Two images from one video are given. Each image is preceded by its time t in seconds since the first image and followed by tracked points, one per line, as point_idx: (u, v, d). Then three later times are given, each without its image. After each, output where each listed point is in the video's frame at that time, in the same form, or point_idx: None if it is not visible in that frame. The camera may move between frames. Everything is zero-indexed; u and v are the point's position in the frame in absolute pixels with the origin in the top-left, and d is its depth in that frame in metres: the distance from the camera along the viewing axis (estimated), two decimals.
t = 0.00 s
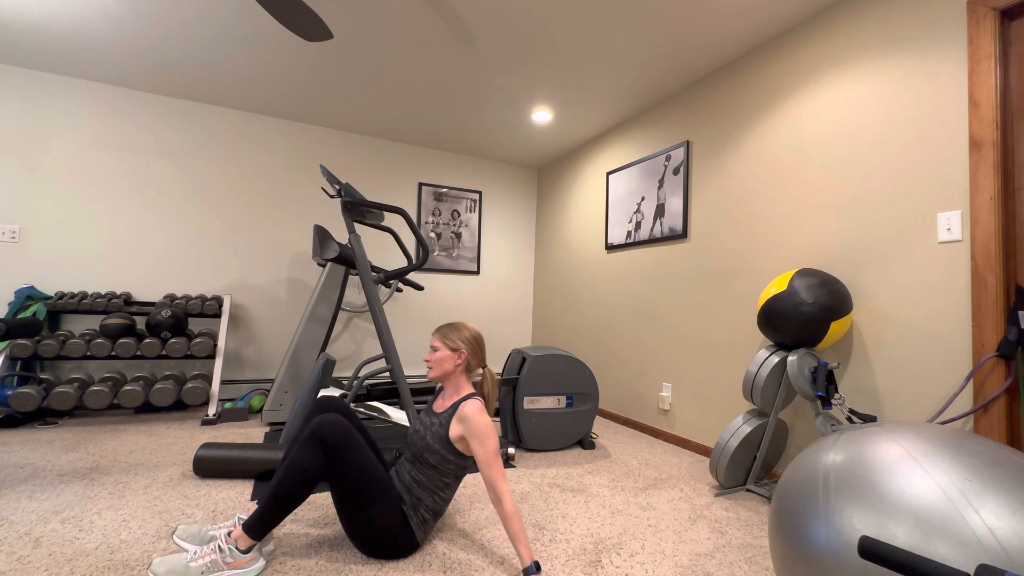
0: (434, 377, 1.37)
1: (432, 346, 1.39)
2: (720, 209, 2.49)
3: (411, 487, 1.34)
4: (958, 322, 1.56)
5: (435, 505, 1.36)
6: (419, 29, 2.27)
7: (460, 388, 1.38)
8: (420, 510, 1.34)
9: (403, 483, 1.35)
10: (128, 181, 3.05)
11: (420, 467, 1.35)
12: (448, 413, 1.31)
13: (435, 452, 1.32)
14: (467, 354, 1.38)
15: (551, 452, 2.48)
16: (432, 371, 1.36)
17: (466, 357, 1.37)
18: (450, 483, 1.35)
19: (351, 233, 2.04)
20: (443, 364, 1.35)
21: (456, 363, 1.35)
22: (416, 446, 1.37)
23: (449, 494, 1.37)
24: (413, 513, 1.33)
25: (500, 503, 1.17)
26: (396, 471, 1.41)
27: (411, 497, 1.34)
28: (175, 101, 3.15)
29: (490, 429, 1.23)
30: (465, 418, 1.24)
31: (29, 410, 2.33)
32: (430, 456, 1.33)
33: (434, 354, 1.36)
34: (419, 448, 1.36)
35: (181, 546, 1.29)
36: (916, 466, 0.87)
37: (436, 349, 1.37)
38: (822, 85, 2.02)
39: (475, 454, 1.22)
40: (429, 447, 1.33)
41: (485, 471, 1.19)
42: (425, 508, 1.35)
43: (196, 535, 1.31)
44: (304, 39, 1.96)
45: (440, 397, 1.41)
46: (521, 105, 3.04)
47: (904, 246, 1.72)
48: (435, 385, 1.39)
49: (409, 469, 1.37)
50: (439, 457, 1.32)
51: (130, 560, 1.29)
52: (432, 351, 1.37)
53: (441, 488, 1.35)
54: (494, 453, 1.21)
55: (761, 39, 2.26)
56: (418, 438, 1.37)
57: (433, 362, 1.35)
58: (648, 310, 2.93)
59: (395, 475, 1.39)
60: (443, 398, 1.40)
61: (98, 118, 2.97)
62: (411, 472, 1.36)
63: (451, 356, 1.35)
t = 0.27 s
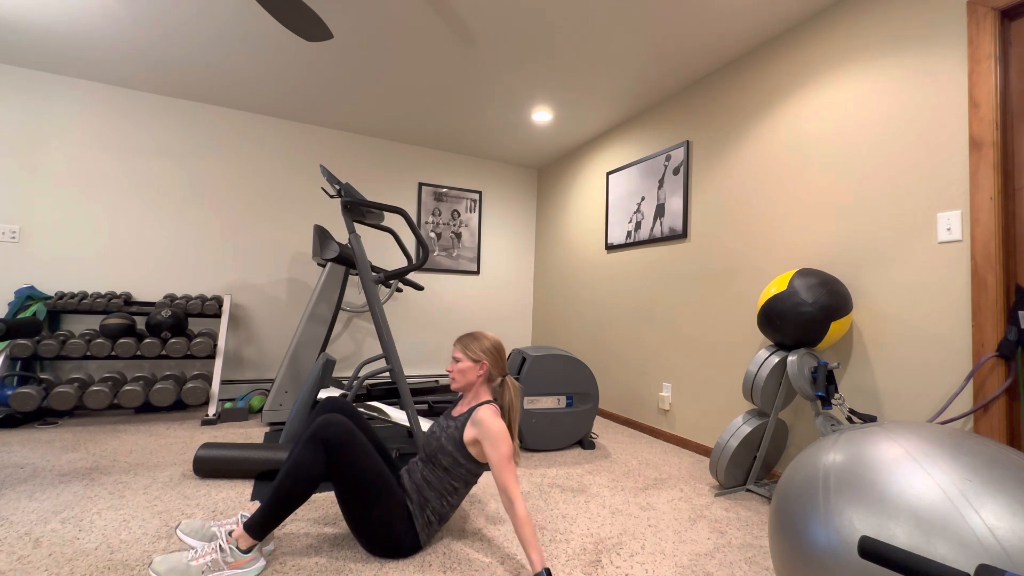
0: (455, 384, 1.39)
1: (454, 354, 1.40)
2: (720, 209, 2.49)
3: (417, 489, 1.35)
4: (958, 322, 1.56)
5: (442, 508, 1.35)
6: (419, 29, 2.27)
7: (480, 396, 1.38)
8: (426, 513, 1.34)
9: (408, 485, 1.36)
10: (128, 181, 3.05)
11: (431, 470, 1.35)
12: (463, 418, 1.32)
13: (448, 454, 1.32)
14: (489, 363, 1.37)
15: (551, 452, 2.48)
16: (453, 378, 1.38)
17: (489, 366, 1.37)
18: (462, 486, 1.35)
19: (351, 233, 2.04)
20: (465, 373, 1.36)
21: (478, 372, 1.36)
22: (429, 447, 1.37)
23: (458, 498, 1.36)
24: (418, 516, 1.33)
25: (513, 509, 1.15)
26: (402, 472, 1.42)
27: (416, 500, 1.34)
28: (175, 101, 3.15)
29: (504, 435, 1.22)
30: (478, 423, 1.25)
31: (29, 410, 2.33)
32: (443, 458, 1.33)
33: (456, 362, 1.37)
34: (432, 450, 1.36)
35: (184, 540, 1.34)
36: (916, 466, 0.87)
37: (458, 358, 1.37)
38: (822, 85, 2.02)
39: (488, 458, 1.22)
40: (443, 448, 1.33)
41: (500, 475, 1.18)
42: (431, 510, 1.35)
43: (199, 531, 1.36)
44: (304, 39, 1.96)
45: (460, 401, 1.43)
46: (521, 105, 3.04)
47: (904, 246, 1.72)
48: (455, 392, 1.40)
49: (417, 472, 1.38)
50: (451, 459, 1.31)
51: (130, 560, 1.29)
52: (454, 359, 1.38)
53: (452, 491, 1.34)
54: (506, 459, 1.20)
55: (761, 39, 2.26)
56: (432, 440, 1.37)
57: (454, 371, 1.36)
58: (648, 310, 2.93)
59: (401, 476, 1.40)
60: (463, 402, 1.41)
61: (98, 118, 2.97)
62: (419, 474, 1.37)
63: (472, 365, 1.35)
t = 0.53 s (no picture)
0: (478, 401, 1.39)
1: (478, 373, 1.39)
2: (720, 209, 2.49)
3: (427, 487, 1.34)
4: (958, 322, 1.56)
5: (450, 508, 1.36)
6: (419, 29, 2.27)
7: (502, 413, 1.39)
8: (434, 512, 1.34)
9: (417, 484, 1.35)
10: (128, 181, 3.05)
11: (445, 471, 1.36)
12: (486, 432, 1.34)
13: (467, 456, 1.34)
14: (512, 382, 1.37)
15: (551, 452, 2.48)
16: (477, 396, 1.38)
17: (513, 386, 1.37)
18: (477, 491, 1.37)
19: (351, 233, 2.04)
20: (489, 391, 1.36)
21: (502, 391, 1.36)
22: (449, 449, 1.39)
23: (467, 503, 1.38)
24: (426, 515, 1.33)
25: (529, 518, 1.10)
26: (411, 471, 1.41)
27: (425, 498, 1.34)
28: (175, 101, 3.15)
29: (526, 449, 1.23)
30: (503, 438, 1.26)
31: (29, 410, 2.33)
32: (460, 461, 1.35)
33: (480, 382, 1.37)
34: (449, 453, 1.38)
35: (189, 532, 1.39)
36: (916, 466, 0.87)
37: (482, 378, 1.37)
38: (822, 85, 2.02)
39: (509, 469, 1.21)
40: (463, 451, 1.36)
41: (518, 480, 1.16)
42: (440, 510, 1.35)
43: (203, 525, 1.40)
44: (304, 39, 1.96)
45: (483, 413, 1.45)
46: (521, 105, 3.04)
47: (904, 246, 1.72)
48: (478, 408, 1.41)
49: (428, 471, 1.38)
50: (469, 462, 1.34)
51: (130, 560, 1.29)
52: (478, 379, 1.37)
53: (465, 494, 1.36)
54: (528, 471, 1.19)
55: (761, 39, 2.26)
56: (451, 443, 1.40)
57: (477, 389, 1.36)
58: (648, 309, 2.93)
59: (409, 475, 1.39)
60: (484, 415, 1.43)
61: (98, 118, 2.97)
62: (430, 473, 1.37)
63: (496, 385, 1.35)
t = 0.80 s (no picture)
0: (501, 424, 1.51)
1: (501, 399, 1.50)
2: (720, 209, 2.49)
3: (439, 486, 1.38)
4: (958, 322, 1.56)
5: (459, 511, 1.40)
6: (419, 29, 2.27)
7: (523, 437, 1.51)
8: (441, 514, 1.37)
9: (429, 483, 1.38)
10: (129, 181, 3.05)
11: (462, 474, 1.43)
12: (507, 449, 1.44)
13: (488, 464, 1.46)
14: (533, 408, 1.48)
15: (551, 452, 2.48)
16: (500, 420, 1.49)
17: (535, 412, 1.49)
18: (490, 499, 1.45)
19: (351, 233, 2.04)
20: (511, 415, 1.47)
21: (523, 416, 1.48)
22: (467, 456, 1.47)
23: (475, 511, 1.44)
24: (434, 514, 1.35)
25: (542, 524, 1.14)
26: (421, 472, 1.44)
27: (435, 498, 1.37)
28: (175, 101, 3.15)
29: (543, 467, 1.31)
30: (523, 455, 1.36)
31: (29, 410, 2.33)
32: (479, 468, 1.45)
33: (502, 407, 1.48)
34: (469, 459, 1.47)
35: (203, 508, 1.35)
36: (916, 466, 0.87)
37: (504, 403, 1.48)
38: (822, 85, 2.02)
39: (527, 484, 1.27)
40: (485, 458, 1.47)
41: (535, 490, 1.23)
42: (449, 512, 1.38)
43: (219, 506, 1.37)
44: (304, 39, 1.96)
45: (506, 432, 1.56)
46: (521, 105, 3.04)
47: (904, 246, 1.72)
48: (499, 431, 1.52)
49: (443, 471, 1.43)
50: (486, 470, 1.45)
51: (130, 560, 1.29)
52: (501, 404, 1.49)
53: (478, 499, 1.43)
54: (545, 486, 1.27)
55: (762, 39, 2.26)
56: (472, 450, 1.50)
57: (500, 414, 1.48)
58: (648, 310, 2.93)
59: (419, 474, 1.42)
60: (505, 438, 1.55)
61: (98, 118, 2.97)
62: (444, 474, 1.42)
63: (519, 410, 1.47)
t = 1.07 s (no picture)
0: (519, 445, 1.62)
1: (525, 421, 1.62)
2: (720, 209, 2.49)
3: (450, 490, 1.41)
4: (958, 322, 1.56)
5: (467, 517, 1.42)
6: (420, 29, 2.27)
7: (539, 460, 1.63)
8: (448, 517, 1.38)
9: (440, 485, 1.41)
10: (130, 181, 3.05)
11: (477, 481, 1.47)
12: (524, 469, 1.54)
13: (506, 478, 1.50)
14: (553, 436, 1.60)
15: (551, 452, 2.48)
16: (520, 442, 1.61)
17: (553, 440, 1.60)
18: (500, 510, 1.48)
19: (351, 233, 2.04)
20: (531, 438, 1.59)
21: (542, 441, 1.59)
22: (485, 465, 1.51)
23: (478, 522, 1.46)
24: (442, 515, 1.37)
25: (547, 538, 1.25)
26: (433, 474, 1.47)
27: (445, 501, 1.39)
28: (175, 101, 3.15)
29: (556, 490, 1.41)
30: (539, 475, 1.47)
31: (29, 410, 2.33)
32: (496, 480, 1.49)
33: (525, 429, 1.60)
34: (487, 469, 1.51)
35: (218, 497, 1.39)
36: (916, 467, 0.87)
37: (527, 425, 1.60)
38: (822, 85, 2.02)
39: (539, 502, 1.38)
40: (503, 471, 1.51)
41: (546, 506, 1.33)
42: (457, 516, 1.40)
43: (235, 489, 1.41)
44: (305, 39, 1.96)
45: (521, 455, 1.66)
46: (521, 105, 3.04)
47: (903, 246, 1.72)
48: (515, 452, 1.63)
49: (457, 476, 1.47)
50: (503, 481, 1.49)
51: (130, 560, 1.29)
52: (523, 426, 1.61)
53: (488, 508, 1.46)
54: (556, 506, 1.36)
55: (762, 39, 2.26)
56: (491, 461, 1.54)
57: (521, 435, 1.60)
58: (648, 310, 2.92)
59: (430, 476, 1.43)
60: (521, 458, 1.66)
61: (98, 118, 2.97)
62: (458, 479, 1.45)
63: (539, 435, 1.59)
